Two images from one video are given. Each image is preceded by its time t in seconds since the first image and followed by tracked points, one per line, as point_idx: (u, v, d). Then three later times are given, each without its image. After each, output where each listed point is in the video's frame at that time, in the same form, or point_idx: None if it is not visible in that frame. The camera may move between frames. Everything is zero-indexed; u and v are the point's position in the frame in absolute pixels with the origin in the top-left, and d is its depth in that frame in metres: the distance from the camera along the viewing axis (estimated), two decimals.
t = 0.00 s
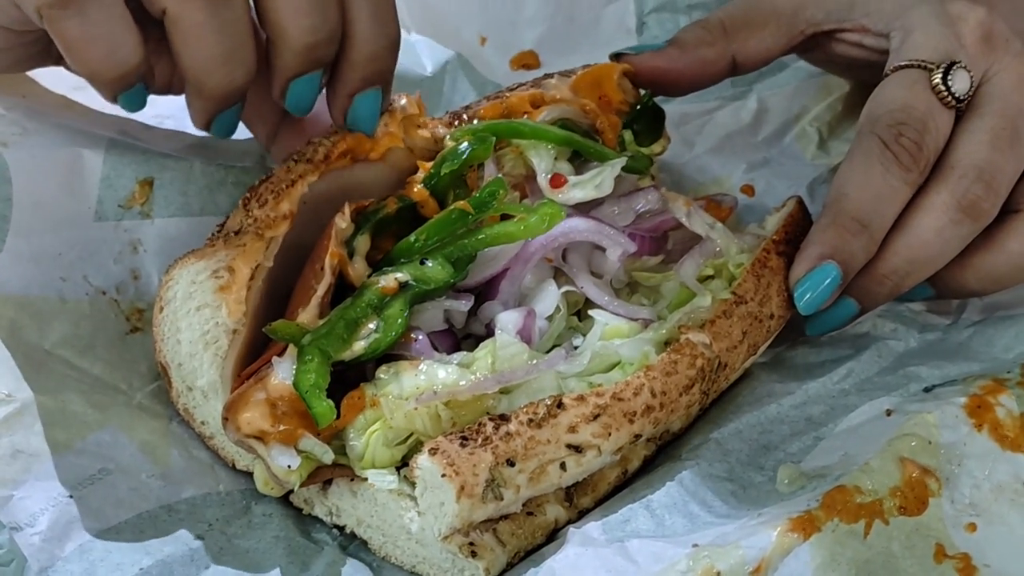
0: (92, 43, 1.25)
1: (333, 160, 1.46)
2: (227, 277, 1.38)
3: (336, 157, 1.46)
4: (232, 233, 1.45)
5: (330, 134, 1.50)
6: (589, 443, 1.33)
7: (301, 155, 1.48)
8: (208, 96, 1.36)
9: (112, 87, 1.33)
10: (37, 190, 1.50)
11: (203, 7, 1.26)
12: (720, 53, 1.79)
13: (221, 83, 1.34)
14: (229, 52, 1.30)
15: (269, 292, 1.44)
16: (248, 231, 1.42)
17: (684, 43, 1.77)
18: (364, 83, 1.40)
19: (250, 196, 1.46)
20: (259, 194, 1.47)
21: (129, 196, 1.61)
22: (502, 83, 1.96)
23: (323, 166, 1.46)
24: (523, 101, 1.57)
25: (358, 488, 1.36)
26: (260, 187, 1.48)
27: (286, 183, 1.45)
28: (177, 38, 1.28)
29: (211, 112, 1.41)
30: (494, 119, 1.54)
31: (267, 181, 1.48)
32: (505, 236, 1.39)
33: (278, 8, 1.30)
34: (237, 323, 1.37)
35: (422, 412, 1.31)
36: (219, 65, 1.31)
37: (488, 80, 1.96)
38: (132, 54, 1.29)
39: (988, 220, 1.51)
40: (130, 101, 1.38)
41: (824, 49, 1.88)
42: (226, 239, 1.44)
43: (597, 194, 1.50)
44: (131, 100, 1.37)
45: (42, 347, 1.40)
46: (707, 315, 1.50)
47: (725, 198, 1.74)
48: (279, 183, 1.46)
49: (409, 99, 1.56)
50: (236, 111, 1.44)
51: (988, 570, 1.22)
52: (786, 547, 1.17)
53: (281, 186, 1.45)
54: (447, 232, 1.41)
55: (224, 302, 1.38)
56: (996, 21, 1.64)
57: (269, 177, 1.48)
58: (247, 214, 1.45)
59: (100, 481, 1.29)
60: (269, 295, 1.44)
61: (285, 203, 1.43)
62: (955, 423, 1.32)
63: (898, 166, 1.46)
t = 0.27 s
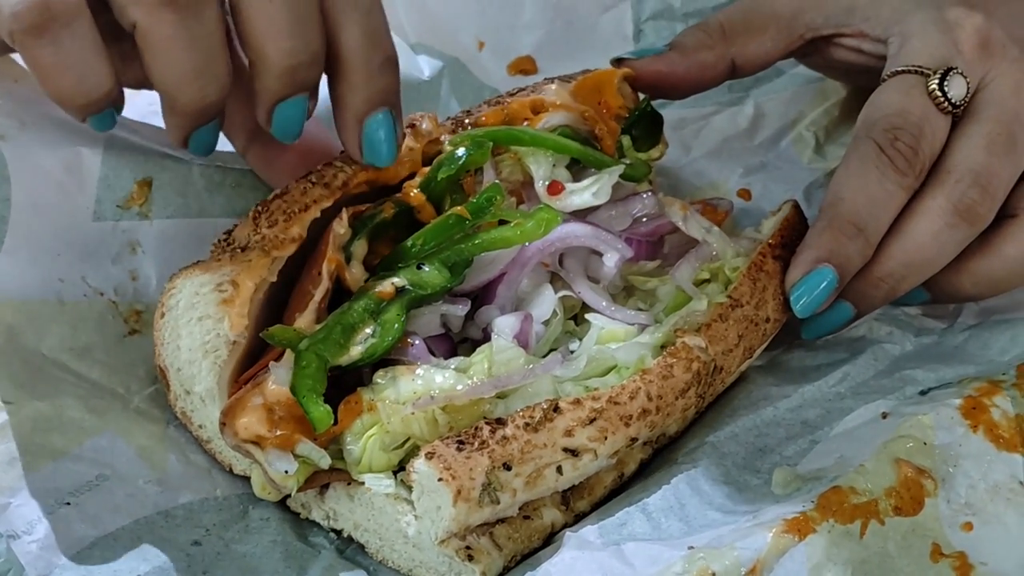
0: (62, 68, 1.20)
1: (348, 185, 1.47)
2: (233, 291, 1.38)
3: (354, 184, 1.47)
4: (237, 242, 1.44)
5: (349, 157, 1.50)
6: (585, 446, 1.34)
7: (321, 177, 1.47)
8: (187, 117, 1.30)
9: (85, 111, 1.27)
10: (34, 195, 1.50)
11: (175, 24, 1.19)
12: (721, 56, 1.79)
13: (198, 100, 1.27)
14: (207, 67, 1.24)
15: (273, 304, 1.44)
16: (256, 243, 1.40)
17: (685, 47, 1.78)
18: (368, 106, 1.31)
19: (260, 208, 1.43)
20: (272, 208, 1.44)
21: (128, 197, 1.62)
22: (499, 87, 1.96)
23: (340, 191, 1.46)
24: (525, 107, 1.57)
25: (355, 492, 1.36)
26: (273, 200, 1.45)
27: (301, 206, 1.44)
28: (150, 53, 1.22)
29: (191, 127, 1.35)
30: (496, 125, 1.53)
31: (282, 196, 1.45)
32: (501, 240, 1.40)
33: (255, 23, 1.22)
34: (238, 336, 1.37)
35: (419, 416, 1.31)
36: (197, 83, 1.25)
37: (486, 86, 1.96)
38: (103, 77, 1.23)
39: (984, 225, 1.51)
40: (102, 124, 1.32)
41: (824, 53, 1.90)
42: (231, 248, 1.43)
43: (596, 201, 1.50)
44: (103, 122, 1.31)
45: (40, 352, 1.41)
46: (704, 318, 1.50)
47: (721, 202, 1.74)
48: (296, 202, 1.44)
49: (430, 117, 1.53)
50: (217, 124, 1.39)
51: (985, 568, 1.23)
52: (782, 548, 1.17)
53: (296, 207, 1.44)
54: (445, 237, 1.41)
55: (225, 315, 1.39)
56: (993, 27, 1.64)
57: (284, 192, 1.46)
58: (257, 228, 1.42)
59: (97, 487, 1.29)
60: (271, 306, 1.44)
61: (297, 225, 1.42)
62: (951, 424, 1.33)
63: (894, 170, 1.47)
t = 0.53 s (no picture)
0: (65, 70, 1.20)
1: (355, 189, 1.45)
2: (237, 296, 1.37)
3: (360, 188, 1.46)
4: (243, 249, 1.43)
5: (355, 160, 1.49)
6: (584, 449, 1.34)
7: (327, 181, 1.45)
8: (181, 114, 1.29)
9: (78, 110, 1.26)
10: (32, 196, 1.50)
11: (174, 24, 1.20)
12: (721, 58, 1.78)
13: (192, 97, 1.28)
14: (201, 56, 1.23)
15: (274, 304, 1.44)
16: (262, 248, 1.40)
17: (686, 50, 1.77)
18: (361, 79, 1.34)
19: (267, 212, 1.43)
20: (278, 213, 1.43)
21: (127, 199, 1.62)
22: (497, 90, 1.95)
23: (346, 195, 1.44)
24: (526, 111, 1.57)
25: (354, 494, 1.36)
26: (279, 206, 1.44)
27: (308, 211, 1.42)
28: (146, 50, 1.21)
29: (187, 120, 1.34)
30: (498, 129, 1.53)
31: (288, 201, 1.44)
32: (503, 245, 1.41)
33: (244, 23, 1.21)
34: (241, 340, 1.38)
35: (419, 420, 1.32)
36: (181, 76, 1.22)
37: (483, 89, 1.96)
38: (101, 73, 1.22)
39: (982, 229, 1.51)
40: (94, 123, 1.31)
41: (824, 55, 1.90)
42: (237, 255, 1.41)
43: (598, 205, 1.51)
44: (97, 123, 1.30)
45: (39, 354, 1.41)
46: (702, 321, 1.50)
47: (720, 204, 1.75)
48: (302, 207, 1.42)
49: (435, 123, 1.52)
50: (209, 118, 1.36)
51: (984, 567, 1.21)
52: (780, 548, 1.16)
53: (303, 212, 1.42)
54: (447, 241, 1.41)
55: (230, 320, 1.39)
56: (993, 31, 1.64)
57: (291, 197, 1.44)
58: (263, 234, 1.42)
59: (97, 489, 1.30)
60: (271, 306, 1.44)
61: (303, 231, 1.41)
62: (948, 424, 1.34)
63: (892, 174, 1.46)
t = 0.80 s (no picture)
0: None
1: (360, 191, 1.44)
2: (242, 296, 1.37)
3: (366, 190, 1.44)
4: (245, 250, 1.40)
5: (362, 161, 1.47)
6: (588, 449, 1.34)
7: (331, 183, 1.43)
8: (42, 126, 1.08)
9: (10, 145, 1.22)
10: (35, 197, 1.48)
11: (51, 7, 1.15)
12: (723, 60, 1.78)
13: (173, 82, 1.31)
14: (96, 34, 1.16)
15: (277, 303, 1.44)
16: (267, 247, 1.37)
17: (688, 51, 1.77)
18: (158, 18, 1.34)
19: (272, 214, 1.42)
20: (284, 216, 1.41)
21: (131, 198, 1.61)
22: (501, 90, 1.95)
23: (351, 198, 1.43)
24: (528, 110, 1.56)
25: (358, 495, 1.36)
26: (285, 209, 1.42)
27: (313, 213, 1.39)
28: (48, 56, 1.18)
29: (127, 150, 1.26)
30: (501, 129, 1.52)
31: (294, 204, 1.42)
32: (506, 244, 1.41)
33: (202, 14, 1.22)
34: (246, 340, 1.38)
35: (422, 420, 1.32)
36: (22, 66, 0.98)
37: (486, 88, 1.95)
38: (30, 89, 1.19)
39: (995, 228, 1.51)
40: (25, 169, 1.25)
41: (827, 57, 1.89)
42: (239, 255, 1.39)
43: (597, 206, 1.51)
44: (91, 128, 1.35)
45: (44, 353, 1.41)
46: (705, 321, 1.50)
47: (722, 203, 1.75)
48: (307, 210, 1.39)
49: (440, 126, 1.52)
50: (139, 134, 1.23)
51: (986, 572, 1.24)
52: (784, 550, 1.17)
53: (308, 214, 1.39)
54: (451, 240, 1.41)
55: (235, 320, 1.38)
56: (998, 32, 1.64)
57: (297, 199, 1.42)
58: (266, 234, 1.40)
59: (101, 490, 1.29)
60: (275, 305, 1.44)
61: (308, 233, 1.37)
62: (952, 426, 1.33)
63: (898, 171, 1.46)
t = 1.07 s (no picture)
0: None
1: (376, 189, 1.43)
2: (257, 293, 1.37)
3: (381, 188, 1.44)
4: (260, 246, 1.40)
5: (378, 158, 1.47)
6: (599, 443, 1.34)
7: (347, 181, 1.42)
8: None
9: (23, 149, 1.25)
10: (50, 198, 1.47)
11: None
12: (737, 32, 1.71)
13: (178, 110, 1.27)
14: None
15: (291, 299, 1.43)
16: (282, 245, 1.37)
17: (704, 25, 1.72)
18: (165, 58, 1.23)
19: (288, 210, 1.41)
20: (300, 212, 1.42)
21: (141, 195, 1.60)
22: (511, 85, 1.94)
23: (367, 196, 1.42)
24: (542, 106, 1.55)
25: (371, 491, 1.36)
26: (301, 206, 1.42)
27: (328, 211, 1.39)
28: None
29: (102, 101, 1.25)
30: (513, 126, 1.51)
31: (310, 201, 1.42)
32: (518, 240, 1.40)
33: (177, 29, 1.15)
34: (259, 338, 1.38)
35: (435, 416, 1.32)
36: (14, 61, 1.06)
37: (496, 84, 1.94)
38: None
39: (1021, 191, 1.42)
40: (44, 167, 1.28)
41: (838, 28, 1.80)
42: (255, 251, 1.39)
43: (612, 203, 1.51)
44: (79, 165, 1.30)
45: (56, 350, 1.40)
46: (715, 313, 1.49)
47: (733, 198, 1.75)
48: (323, 207, 1.39)
49: (455, 122, 1.52)
50: (104, 78, 1.22)
51: None
52: (797, 564, 1.18)
53: (324, 212, 1.39)
54: (464, 236, 1.41)
55: (249, 317, 1.38)
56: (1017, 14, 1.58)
57: (312, 196, 1.42)
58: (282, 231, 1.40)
59: (113, 485, 1.29)
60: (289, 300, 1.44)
61: (323, 231, 1.38)
62: (964, 442, 1.31)
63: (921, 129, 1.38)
